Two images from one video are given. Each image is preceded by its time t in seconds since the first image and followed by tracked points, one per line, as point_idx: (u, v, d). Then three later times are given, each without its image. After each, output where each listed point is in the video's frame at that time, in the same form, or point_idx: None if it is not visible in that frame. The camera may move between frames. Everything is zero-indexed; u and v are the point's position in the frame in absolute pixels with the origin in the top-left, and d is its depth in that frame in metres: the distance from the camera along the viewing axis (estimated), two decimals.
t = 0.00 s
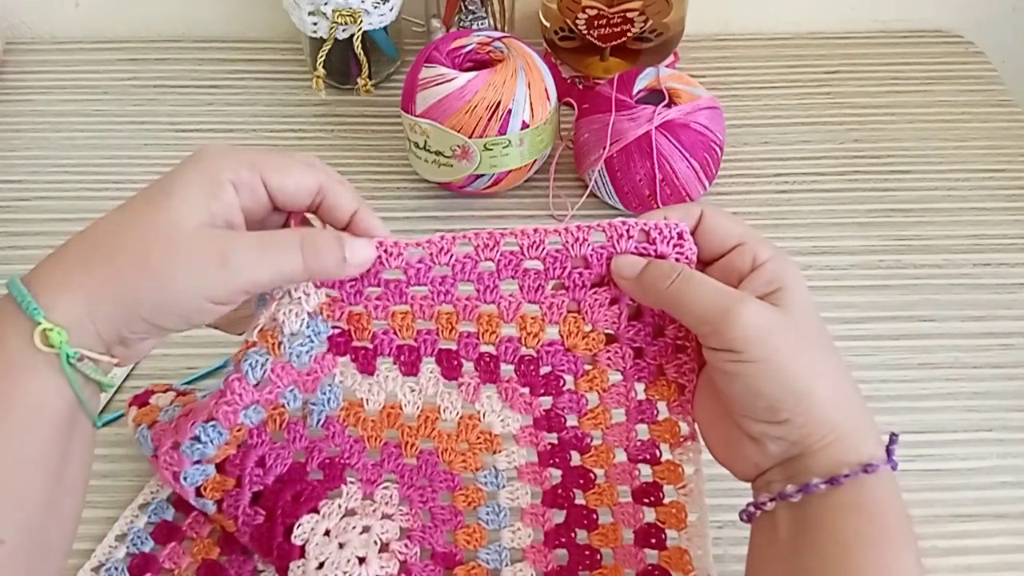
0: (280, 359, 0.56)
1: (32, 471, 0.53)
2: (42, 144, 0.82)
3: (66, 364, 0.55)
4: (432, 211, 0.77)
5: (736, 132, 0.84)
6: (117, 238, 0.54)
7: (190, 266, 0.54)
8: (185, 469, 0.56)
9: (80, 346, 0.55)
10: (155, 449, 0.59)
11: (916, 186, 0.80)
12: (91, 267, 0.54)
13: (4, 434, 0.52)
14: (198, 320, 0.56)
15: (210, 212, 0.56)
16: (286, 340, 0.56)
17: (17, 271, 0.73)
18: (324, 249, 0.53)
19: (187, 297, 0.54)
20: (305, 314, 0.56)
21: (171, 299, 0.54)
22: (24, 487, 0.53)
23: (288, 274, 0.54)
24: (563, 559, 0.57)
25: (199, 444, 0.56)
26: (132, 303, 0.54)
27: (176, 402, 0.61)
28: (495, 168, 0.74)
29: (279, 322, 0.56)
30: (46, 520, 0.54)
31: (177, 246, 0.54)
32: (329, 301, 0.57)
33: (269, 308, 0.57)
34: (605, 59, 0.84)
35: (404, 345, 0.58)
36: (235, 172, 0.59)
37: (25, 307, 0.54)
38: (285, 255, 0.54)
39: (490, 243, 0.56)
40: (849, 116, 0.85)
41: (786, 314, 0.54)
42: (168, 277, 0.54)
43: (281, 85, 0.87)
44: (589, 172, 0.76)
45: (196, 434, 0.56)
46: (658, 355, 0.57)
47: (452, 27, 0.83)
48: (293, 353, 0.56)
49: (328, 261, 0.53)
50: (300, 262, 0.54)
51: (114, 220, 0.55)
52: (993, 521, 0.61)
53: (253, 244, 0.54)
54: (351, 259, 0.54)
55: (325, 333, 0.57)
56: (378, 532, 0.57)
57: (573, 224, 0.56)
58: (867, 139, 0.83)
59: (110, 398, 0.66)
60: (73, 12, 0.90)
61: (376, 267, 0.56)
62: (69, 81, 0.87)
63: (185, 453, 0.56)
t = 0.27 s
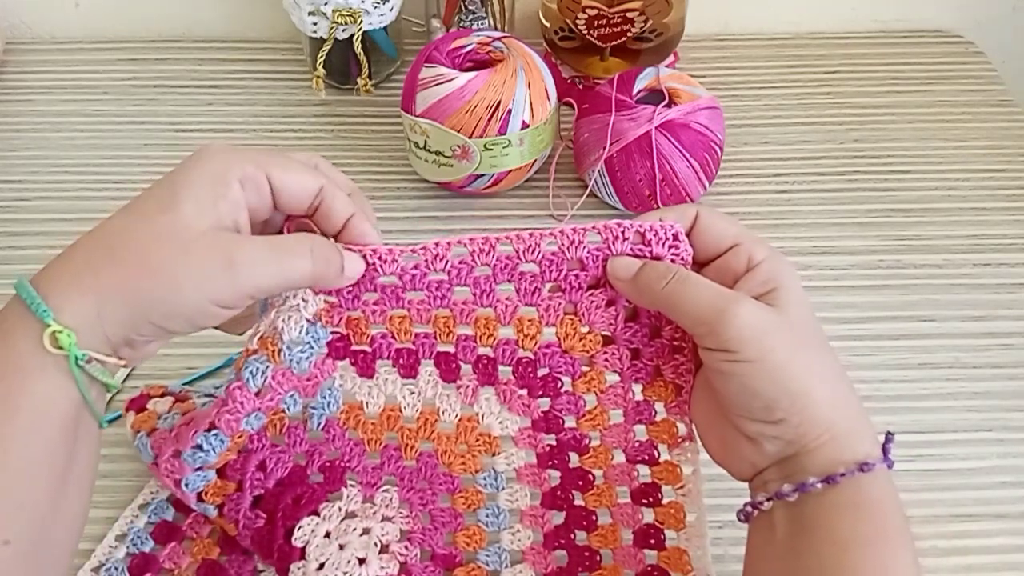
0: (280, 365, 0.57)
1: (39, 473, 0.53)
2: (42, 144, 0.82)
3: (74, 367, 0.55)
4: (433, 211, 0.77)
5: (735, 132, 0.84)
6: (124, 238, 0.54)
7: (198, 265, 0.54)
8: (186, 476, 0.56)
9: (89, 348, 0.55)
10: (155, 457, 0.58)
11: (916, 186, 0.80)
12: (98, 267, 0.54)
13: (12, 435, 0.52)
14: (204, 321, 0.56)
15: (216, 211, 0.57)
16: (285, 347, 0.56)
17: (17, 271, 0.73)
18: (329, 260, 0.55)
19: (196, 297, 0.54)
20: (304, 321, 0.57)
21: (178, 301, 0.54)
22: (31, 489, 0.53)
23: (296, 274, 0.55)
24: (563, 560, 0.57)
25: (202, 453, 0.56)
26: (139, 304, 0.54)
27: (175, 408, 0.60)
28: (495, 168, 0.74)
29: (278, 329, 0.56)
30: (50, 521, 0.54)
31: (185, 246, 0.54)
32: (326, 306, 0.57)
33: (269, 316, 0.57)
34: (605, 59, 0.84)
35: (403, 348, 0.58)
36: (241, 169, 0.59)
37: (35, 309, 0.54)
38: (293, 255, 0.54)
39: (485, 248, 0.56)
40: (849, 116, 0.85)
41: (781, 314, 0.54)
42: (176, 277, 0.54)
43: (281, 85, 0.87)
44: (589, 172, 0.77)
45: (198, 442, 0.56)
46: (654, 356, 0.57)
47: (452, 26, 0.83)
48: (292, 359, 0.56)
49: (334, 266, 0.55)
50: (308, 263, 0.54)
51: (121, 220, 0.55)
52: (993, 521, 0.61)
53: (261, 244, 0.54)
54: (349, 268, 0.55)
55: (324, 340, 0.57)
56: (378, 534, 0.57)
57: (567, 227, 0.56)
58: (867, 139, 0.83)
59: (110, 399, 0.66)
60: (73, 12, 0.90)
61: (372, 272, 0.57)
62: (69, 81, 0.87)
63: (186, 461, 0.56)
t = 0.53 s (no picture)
0: (278, 368, 0.56)
1: (43, 475, 0.53)
2: (42, 144, 0.82)
3: (80, 367, 0.55)
4: (433, 212, 0.77)
5: (735, 132, 0.84)
6: (128, 238, 0.54)
7: (200, 262, 0.54)
8: (185, 477, 0.56)
9: (95, 348, 0.55)
10: (155, 458, 0.58)
11: (916, 186, 0.80)
12: (102, 267, 0.54)
13: (16, 437, 0.52)
14: (210, 319, 0.56)
15: (218, 211, 0.57)
16: (284, 349, 0.56)
17: (17, 271, 0.73)
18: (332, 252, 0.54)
19: (199, 294, 0.54)
20: (303, 323, 0.56)
21: (182, 300, 0.54)
22: (35, 490, 0.53)
23: (298, 269, 0.54)
24: (563, 560, 0.57)
25: (201, 454, 0.56)
26: (144, 303, 0.54)
27: (174, 410, 0.60)
28: (495, 168, 0.74)
29: (277, 330, 0.56)
30: (54, 523, 0.54)
31: (187, 243, 0.54)
32: (326, 309, 0.57)
33: (269, 316, 0.57)
34: (605, 59, 0.84)
35: (401, 350, 0.58)
36: (243, 167, 0.59)
37: (41, 310, 0.54)
38: (294, 248, 0.54)
39: (486, 248, 0.56)
40: (848, 116, 0.85)
41: (781, 313, 0.54)
42: (178, 274, 0.53)
43: (281, 85, 0.87)
44: (589, 172, 0.77)
45: (197, 444, 0.55)
46: (655, 356, 0.57)
47: (452, 26, 0.83)
48: (290, 362, 0.56)
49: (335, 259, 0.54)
50: (309, 256, 0.54)
51: (125, 222, 0.55)
52: (993, 521, 0.61)
53: (262, 238, 0.54)
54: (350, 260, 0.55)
55: (323, 341, 0.57)
56: (378, 534, 0.57)
57: (567, 227, 0.56)
58: (867, 139, 0.83)
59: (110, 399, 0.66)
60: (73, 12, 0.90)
61: (371, 271, 0.57)
62: (69, 81, 0.87)
63: (186, 462, 0.56)
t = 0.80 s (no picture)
0: (278, 367, 0.56)
1: (44, 475, 0.53)
2: (42, 144, 0.82)
3: (81, 367, 0.55)
4: (433, 211, 0.77)
5: (736, 132, 0.84)
6: (128, 238, 0.54)
7: (200, 261, 0.53)
8: (185, 473, 0.56)
9: (95, 348, 0.55)
10: (155, 453, 0.58)
11: (916, 186, 0.80)
12: (101, 266, 0.54)
13: (15, 438, 0.52)
14: (211, 319, 0.56)
15: (218, 210, 0.57)
16: (284, 349, 0.56)
17: (17, 271, 0.73)
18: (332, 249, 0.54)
19: (199, 293, 0.54)
20: (304, 322, 0.56)
21: (181, 299, 0.54)
22: (36, 490, 0.53)
23: (299, 267, 0.54)
24: (564, 559, 0.57)
25: (200, 450, 0.55)
26: (143, 303, 0.54)
27: (175, 406, 0.60)
28: (495, 168, 0.74)
29: (278, 330, 0.56)
30: (56, 522, 0.54)
31: (187, 242, 0.54)
32: (326, 309, 0.57)
33: (269, 316, 0.57)
34: (605, 59, 0.84)
35: (403, 349, 0.58)
36: (243, 165, 0.59)
37: (41, 310, 0.54)
38: (294, 246, 0.54)
39: (490, 245, 0.56)
40: (848, 116, 0.85)
41: (786, 313, 0.54)
42: (178, 272, 0.53)
43: (281, 85, 0.87)
44: (589, 172, 0.77)
45: (196, 440, 0.55)
46: (658, 355, 0.57)
47: (452, 27, 0.83)
48: (290, 361, 0.56)
49: (336, 256, 0.54)
50: (309, 253, 0.54)
51: (125, 221, 0.55)
52: (993, 521, 0.61)
53: (262, 236, 0.54)
54: (352, 256, 0.55)
55: (323, 342, 0.57)
56: (378, 532, 0.57)
57: (572, 224, 0.56)
58: (867, 139, 0.83)
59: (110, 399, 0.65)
60: (73, 12, 0.90)
61: (374, 270, 0.56)
62: (69, 81, 0.87)
63: (186, 458, 0.56)
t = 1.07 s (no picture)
0: (278, 367, 0.56)
1: (43, 475, 0.53)
2: (42, 144, 0.82)
3: (79, 367, 0.55)
4: (433, 211, 0.77)
5: (736, 132, 0.84)
6: (127, 238, 0.54)
7: (198, 262, 0.53)
8: (185, 473, 0.56)
9: (94, 348, 0.55)
10: (154, 453, 0.58)
11: (916, 186, 0.80)
12: (101, 266, 0.54)
13: (14, 438, 0.52)
14: (209, 319, 0.56)
15: (218, 211, 0.57)
16: (284, 349, 0.56)
17: (17, 271, 0.73)
18: (330, 251, 0.54)
19: (198, 294, 0.54)
20: (304, 323, 0.56)
21: (181, 299, 0.54)
22: (35, 491, 0.53)
23: (298, 268, 0.54)
24: (564, 559, 0.57)
25: (199, 450, 0.55)
26: (144, 303, 0.54)
27: (175, 406, 0.60)
28: (495, 168, 0.74)
29: (277, 331, 0.56)
30: (56, 522, 0.54)
31: (186, 243, 0.54)
32: (326, 310, 0.57)
33: (270, 316, 0.57)
34: (605, 59, 0.84)
35: (403, 349, 0.58)
36: (243, 165, 0.59)
37: (39, 311, 0.54)
38: (293, 248, 0.53)
39: (490, 245, 0.56)
40: (848, 116, 0.85)
41: (786, 313, 0.54)
42: (177, 273, 0.53)
43: (281, 85, 0.87)
44: (589, 172, 0.77)
45: (196, 440, 0.55)
46: (658, 356, 0.57)
47: (452, 26, 0.83)
48: (290, 361, 0.56)
49: (335, 258, 0.54)
50: (308, 255, 0.54)
51: (124, 221, 0.55)
52: (993, 521, 0.61)
53: (261, 237, 0.54)
54: (352, 258, 0.55)
55: (323, 342, 0.57)
56: (378, 532, 0.57)
57: (572, 225, 0.56)
58: (867, 139, 0.83)
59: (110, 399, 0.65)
60: (73, 12, 0.90)
61: (375, 270, 0.56)
62: (69, 81, 0.87)
63: (185, 458, 0.56)
